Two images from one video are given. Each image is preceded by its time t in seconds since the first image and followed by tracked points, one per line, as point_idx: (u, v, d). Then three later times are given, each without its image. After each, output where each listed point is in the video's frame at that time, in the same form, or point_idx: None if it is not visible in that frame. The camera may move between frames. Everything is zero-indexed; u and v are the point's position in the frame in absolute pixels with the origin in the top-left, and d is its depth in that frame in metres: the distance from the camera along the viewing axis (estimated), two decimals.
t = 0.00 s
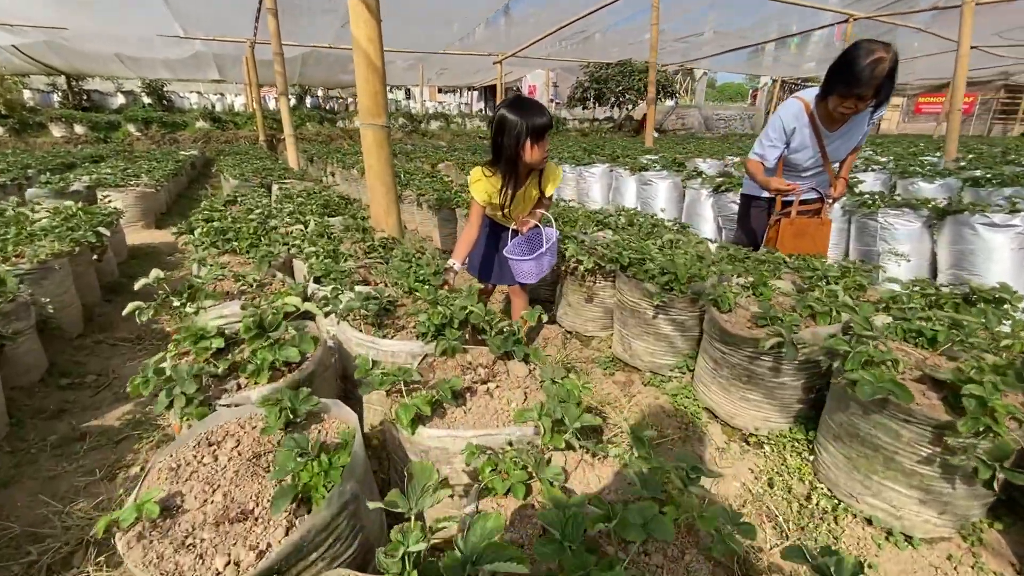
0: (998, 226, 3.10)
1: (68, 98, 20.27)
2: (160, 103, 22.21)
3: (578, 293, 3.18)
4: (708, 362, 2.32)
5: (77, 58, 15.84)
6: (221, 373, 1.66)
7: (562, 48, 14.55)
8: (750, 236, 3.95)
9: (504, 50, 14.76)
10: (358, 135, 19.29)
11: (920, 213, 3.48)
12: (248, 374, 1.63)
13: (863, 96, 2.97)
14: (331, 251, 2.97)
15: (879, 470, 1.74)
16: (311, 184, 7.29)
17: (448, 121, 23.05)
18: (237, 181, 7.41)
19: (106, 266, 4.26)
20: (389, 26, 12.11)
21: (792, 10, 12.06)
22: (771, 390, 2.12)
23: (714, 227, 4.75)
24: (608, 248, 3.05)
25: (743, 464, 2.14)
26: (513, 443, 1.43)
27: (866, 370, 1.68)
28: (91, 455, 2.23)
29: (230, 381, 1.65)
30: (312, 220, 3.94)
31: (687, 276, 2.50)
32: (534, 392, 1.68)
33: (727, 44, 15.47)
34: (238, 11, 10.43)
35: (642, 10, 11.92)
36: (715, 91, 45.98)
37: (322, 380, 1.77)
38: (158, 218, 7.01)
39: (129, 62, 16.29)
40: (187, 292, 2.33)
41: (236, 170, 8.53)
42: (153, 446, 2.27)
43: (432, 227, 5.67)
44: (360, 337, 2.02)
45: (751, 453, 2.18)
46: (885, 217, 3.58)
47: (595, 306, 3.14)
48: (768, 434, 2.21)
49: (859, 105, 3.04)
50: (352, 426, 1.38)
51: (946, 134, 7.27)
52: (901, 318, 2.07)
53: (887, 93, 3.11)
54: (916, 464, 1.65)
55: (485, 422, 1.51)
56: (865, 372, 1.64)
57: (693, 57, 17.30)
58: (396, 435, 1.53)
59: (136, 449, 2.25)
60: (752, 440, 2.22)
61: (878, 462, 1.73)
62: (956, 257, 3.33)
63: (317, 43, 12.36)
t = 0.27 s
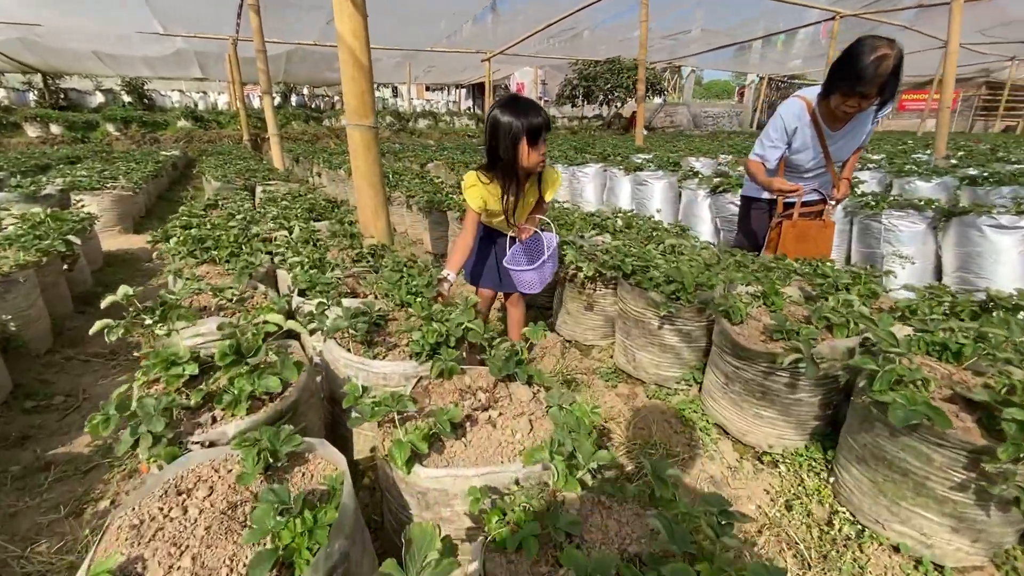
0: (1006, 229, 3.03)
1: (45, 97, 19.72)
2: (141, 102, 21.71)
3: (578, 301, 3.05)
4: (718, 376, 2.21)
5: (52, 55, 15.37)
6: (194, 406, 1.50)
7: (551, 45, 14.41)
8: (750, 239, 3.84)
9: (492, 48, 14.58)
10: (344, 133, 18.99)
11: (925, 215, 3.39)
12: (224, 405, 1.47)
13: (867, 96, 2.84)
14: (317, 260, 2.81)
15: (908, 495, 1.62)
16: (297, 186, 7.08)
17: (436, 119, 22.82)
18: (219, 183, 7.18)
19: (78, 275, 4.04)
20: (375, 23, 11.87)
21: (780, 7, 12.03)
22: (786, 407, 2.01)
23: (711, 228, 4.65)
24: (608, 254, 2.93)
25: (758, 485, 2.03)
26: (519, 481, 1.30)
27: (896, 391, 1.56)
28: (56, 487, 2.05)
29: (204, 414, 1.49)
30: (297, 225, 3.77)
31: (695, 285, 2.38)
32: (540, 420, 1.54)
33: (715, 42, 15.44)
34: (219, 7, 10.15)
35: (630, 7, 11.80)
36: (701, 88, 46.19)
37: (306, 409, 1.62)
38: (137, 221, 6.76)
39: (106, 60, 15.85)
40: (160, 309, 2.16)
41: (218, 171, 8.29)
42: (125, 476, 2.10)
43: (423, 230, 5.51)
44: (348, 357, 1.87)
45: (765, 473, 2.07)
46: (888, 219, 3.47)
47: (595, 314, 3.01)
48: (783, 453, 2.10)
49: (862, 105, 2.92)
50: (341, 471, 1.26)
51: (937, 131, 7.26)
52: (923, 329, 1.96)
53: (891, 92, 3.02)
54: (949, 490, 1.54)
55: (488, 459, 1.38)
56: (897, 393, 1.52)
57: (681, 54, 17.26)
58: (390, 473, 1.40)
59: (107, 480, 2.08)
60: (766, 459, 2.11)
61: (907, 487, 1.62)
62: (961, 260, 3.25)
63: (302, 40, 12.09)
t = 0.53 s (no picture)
0: (1016, 232, 2.96)
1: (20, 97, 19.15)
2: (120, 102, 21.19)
3: (580, 312, 2.91)
4: (734, 396, 2.08)
5: (26, 55, 14.89)
6: (164, 450, 1.34)
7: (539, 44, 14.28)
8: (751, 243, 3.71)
9: (479, 47, 14.41)
10: (330, 134, 18.69)
11: (932, 218, 3.30)
12: (198, 450, 1.31)
13: (875, 97, 2.74)
14: (303, 273, 2.63)
15: (950, 530, 1.50)
16: (281, 190, 6.86)
17: (424, 119, 22.59)
18: (201, 186, 6.94)
19: (48, 288, 3.81)
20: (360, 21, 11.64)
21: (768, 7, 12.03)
22: (810, 429, 1.88)
23: (710, 232, 4.53)
24: (611, 263, 2.79)
25: (780, 513, 1.90)
26: (534, 536, 1.16)
27: (939, 420, 1.44)
28: (15, 531, 1.86)
29: (176, 460, 1.33)
30: (281, 234, 3.58)
31: (707, 297, 2.24)
32: (554, 459, 1.40)
33: (703, 42, 15.43)
34: (199, 5, 9.85)
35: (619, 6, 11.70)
36: (687, 88, 46.47)
37: (292, 450, 1.46)
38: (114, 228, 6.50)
39: (83, 59, 15.40)
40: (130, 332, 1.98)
41: (200, 175, 8.03)
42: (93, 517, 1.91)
43: (413, 235, 5.34)
44: (338, 387, 1.71)
45: (788, 499, 1.94)
46: (896, 222, 3.37)
47: (598, 326, 2.87)
48: (805, 477, 1.97)
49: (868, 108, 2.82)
50: (331, 535, 1.13)
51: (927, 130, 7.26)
52: (953, 344, 1.85)
53: (900, 91, 2.90)
54: (996, 525, 1.42)
55: (498, 510, 1.24)
56: (941, 422, 1.40)
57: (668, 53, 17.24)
58: (388, 527, 1.26)
59: (72, 523, 1.89)
60: (788, 484, 1.98)
61: (949, 520, 1.49)
62: (970, 265, 3.16)
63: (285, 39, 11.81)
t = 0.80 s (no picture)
0: None
1: None
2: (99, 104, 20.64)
3: (589, 324, 2.74)
4: (765, 419, 1.92)
5: None
6: (131, 510, 1.14)
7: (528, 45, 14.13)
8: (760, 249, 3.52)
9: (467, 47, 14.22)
10: (316, 136, 18.36)
11: (949, 221, 3.18)
12: (169, 510, 1.11)
13: (896, 96, 2.56)
14: (290, 286, 2.42)
15: None
16: (266, 194, 6.61)
17: (411, 120, 22.34)
18: (182, 191, 6.66)
19: (15, 302, 3.55)
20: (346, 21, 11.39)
21: (757, 7, 12.00)
22: (853, 456, 1.73)
23: (714, 236, 4.39)
24: (623, 272, 2.62)
25: (821, 547, 1.75)
26: None
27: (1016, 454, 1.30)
28: None
29: (145, 522, 1.13)
30: (267, 242, 3.36)
31: (732, 310, 2.07)
32: (588, 508, 1.24)
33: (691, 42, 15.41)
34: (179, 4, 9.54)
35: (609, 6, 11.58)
36: (673, 88, 46.70)
37: (282, 500, 1.27)
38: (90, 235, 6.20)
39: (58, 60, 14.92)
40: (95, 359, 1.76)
41: (182, 178, 7.75)
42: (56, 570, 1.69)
43: (406, 240, 5.13)
44: (333, 421, 1.51)
45: (828, 530, 1.80)
46: (911, 226, 3.25)
47: (609, 339, 2.70)
48: (845, 506, 1.82)
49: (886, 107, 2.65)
50: None
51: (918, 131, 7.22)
52: (1006, 362, 1.70)
53: (920, 94, 2.72)
54: None
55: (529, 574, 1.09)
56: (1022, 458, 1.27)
57: (656, 54, 17.21)
58: None
59: None
60: (827, 514, 1.83)
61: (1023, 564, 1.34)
62: (990, 269, 3.05)
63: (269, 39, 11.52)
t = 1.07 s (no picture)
0: None
1: None
2: (79, 107, 20.15)
3: (599, 337, 2.62)
4: (798, 441, 1.80)
5: None
6: None
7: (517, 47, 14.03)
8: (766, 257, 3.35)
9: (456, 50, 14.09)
10: (303, 139, 18.08)
11: (961, 226, 3.10)
12: None
13: (910, 98, 2.44)
14: (283, 302, 2.26)
15: None
16: (253, 200, 6.41)
17: (400, 123, 22.15)
18: (165, 197, 6.43)
19: None
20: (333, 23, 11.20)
21: (746, 10, 12.04)
22: (895, 483, 1.61)
23: (716, 239, 4.29)
24: (635, 286, 2.51)
25: None
26: None
27: None
28: None
29: None
30: (256, 252, 3.19)
31: (756, 325, 1.96)
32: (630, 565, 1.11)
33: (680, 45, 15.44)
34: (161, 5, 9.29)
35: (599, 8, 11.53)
36: (659, 91, 47.01)
37: (280, 559, 1.12)
38: (68, 244, 5.94)
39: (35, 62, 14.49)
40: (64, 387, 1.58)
41: (164, 184, 7.50)
42: None
43: (399, 247, 4.98)
44: (335, 461, 1.35)
45: (865, 561, 1.69)
46: (923, 231, 3.16)
47: (620, 353, 2.58)
48: (884, 535, 1.71)
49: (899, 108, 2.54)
50: None
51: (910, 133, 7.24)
52: None
53: (935, 98, 2.61)
54: None
55: None
56: None
57: (645, 57, 17.23)
58: None
59: None
60: (864, 544, 1.72)
61: None
62: (1004, 275, 2.96)
63: (255, 41, 11.29)
